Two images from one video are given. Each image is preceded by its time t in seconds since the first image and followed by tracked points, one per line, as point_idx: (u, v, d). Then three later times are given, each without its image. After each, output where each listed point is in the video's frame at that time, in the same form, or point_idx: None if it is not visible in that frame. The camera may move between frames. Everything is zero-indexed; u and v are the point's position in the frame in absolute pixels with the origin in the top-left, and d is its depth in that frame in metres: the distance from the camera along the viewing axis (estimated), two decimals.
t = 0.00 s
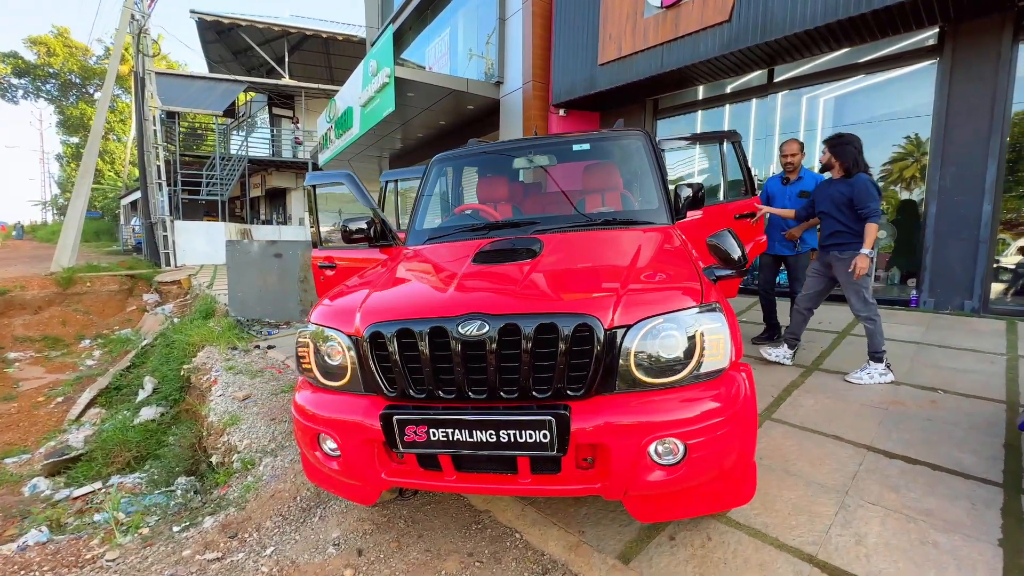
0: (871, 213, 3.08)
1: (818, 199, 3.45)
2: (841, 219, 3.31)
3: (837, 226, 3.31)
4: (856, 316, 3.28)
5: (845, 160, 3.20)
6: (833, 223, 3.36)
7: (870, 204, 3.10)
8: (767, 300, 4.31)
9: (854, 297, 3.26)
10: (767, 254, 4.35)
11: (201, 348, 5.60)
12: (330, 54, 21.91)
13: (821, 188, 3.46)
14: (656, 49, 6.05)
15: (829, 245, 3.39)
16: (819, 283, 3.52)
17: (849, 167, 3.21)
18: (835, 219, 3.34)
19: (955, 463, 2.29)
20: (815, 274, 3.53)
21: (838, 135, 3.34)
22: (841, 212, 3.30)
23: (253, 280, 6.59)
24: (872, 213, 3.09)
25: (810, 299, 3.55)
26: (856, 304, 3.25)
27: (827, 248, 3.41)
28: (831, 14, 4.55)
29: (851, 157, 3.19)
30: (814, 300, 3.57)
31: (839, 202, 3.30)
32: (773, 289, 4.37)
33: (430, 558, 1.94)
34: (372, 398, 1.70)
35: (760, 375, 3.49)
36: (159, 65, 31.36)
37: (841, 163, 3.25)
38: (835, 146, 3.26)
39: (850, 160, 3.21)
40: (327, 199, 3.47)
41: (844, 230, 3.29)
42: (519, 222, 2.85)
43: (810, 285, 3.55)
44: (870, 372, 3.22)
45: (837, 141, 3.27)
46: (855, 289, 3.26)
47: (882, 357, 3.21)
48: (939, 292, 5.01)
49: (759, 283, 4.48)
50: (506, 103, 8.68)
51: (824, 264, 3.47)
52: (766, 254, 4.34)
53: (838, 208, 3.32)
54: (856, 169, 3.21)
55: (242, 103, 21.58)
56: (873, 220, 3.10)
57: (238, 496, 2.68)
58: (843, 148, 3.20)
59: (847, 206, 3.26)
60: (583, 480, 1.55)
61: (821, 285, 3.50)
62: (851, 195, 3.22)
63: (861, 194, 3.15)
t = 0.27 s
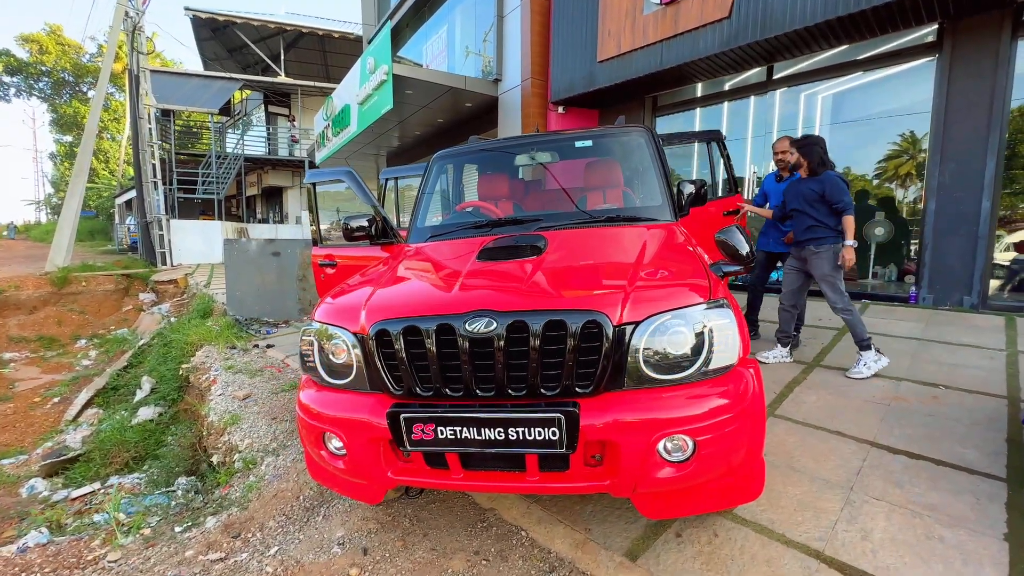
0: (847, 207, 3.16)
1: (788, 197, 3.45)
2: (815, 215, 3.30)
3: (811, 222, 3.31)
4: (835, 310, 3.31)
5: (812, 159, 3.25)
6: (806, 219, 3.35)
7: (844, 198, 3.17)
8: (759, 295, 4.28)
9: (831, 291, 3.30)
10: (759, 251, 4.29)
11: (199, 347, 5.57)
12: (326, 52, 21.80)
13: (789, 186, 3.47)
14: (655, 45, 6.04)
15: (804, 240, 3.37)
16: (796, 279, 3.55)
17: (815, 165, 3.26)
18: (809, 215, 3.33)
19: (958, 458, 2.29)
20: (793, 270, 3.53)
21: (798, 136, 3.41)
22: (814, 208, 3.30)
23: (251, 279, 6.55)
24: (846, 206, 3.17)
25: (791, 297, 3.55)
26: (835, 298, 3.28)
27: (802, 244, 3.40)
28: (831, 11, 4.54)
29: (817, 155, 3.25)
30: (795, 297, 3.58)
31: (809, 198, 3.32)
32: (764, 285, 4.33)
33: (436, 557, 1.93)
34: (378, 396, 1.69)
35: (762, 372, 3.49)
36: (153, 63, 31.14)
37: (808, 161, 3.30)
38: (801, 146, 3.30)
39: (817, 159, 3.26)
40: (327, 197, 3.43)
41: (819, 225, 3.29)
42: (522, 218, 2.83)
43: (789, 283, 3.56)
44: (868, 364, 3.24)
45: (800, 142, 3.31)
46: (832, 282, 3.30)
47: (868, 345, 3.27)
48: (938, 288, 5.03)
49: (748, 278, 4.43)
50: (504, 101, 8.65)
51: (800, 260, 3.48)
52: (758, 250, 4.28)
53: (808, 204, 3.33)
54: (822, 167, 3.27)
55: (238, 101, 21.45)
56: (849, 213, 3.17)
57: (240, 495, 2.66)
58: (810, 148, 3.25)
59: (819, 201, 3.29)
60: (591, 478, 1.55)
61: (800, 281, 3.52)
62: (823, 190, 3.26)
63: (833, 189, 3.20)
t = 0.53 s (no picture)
0: (823, 202, 3.21)
1: (768, 195, 3.52)
2: (794, 211, 3.37)
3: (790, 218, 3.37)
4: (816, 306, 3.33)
5: (790, 158, 3.37)
6: (786, 215, 3.40)
7: (821, 192, 3.23)
8: (744, 294, 4.36)
9: (812, 287, 3.32)
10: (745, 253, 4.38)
11: (194, 349, 5.53)
12: (321, 52, 21.73)
13: (769, 185, 3.56)
14: (650, 45, 6.05)
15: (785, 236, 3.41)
16: (782, 278, 3.56)
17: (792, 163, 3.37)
18: (788, 212, 3.40)
19: (952, 456, 2.30)
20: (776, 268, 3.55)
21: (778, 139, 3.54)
22: (793, 205, 3.36)
23: (246, 280, 6.52)
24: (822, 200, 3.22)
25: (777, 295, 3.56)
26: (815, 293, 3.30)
27: (784, 241, 3.44)
28: (824, 12, 4.55)
29: (795, 154, 3.38)
30: (781, 296, 3.59)
31: (788, 195, 3.38)
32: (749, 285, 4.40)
33: (431, 559, 1.92)
34: (372, 398, 1.68)
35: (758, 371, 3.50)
36: (147, 64, 30.97)
37: (787, 161, 3.42)
38: (780, 147, 3.43)
39: (795, 158, 3.40)
40: (322, 198, 3.41)
41: (798, 221, 3.35)
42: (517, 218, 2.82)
43: (774, 281, 3.57)
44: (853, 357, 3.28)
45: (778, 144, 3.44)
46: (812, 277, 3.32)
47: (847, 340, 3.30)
48: (931, 287, 5.06)
49: (735, 278, 4.54)
50: (500, 101, 8.64)
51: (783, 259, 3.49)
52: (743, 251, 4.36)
53: (786, 201, 3.40)
54: (799, 165, 3.38)
55: (233, 102, 21.36)
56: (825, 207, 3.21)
57: (234, 498, 2.64)
58: (788, 147, 3.38)
59: (797, 198, 3.35)
60: (586, 478, 1.54)
61: (784, 280, 3.52)
62: (800, 187, 3.32)
63: (809, 184, 3.27)
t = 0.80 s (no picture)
0: (808, 197, 3.22)
1: (754, 192, 3.54)
2: (780, 207, 3.38)
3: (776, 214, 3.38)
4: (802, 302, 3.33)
5: (777, 154, 3.36)
6: (772, 211, 3.41)
7: (805, 187, 3.24)
8: (732, 292, 4.39)
9: (800, 283, 3.32)
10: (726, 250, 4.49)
11: (187, 348, 5.50)
12: (316, 50, 21.62)
13: (756, 182, 3.56)
14: (644, 43, 6.04)
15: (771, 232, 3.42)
16: (769, 275, 3.56)
17: (779, 160, 3.37)
18: (774, 208, 3.41)
19: (940, 451, 2.31)
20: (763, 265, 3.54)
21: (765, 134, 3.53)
22: (778, 201, 3.38)
23: (240, 279, 6.49)
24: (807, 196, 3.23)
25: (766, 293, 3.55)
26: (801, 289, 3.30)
27: (772, 237, 3.44)
28: (817, 9, 4.55)
29: (782, 151, 3.37)
30: (770, 294, 3.59)
31: (774, 191, 3.39)
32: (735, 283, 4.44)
33: (420, 557, 1.91)
34: (359, 396, 1.67)
35: (750, 368, 3.50)
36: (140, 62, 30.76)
37: (774, 157, 3.41)
38: (768, 143, 3.42)
39: (782, 154, 3.38)
40: (313, 196, 3.40)
41: (784, 216, 3.37)
42: (508, 216, 2.81)
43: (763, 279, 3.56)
44: (835, 353, 3.32)
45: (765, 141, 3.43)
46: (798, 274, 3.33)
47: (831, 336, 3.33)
48: (924, 283, 5.07)
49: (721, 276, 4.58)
50: (494, 98, 8.61)
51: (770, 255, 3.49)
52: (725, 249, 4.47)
53: (772, 197, 3.41)
54: (785, 161, 3.38)
55: (227, 100, 21.24)
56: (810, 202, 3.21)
57: (224, 498, 2.63)
58: (775, 143, 3.36)
59: (783, 194, 3.37)
60: (572, 476, 1.54)
61: (771, 277, 3.51)
62: (786, 183, 3.34)
63: (794, 180, 3.28)
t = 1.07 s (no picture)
0: (802, 201, 3.20)
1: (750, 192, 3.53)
2: (772, 209, 3.38)
3: (767, 216, 3.39)
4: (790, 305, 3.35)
5: (774, 153, 3.33)
6: (766, 213, 3.42)
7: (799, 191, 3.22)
8: (721, 293, 4.42)
9: (785, 286, 3.33)
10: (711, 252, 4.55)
11: (178, 351, 5.48)
12: (312, 51, 21.59)
13: (752, 182, 3.56)
14: (636, 44, 6.04)
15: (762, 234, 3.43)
16: (759, 277, 3.57)
17: (776, 160, 3.35)
18: (767, 209, 3.41)
19: (926, 452, 2.31)
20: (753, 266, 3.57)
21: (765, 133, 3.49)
22: (772, 202, 3.38)
23: (232, 282, 6.46)
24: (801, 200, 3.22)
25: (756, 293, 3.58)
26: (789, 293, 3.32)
27: (762, 239, 3.44)
28: (807, 10, 4.56)
29: (779, 151, 3.34)
30: (760, 295, 3.61)
31: (769, 192, 3.39)
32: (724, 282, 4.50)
33: (402, 562, 1.90)
34: (337, 401, 1.66)
35: (740, 369, 3.50)
36: (136, 63, 30.70)
37: (770, 156, 3.39)
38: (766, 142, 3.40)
39: (779, 154, 3.35)
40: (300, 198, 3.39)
41: (775, 218, 3.37)
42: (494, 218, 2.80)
43: (753, 280, 3.59)
44: (824, 356, 3.32)
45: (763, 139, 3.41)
46: (786, 277, 3.34)
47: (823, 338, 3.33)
48: (915, 283, 5.08)
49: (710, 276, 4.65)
50: (488, 100, 8.60)
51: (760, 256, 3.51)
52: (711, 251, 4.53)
53: (766, 198, 3.41)
54: (782, 162, 3.35)
55: (223, 102, 21.20)
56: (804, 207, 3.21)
57: (209, 503, 2.61)
58: (772, 143, 3.34)
59: (776, 195, 3.37)
60: (550, 480, 1.53)
61: (760, 278, 3.54)
62: (780, 184, 3.33)
63: (789, 182, 3.27)
